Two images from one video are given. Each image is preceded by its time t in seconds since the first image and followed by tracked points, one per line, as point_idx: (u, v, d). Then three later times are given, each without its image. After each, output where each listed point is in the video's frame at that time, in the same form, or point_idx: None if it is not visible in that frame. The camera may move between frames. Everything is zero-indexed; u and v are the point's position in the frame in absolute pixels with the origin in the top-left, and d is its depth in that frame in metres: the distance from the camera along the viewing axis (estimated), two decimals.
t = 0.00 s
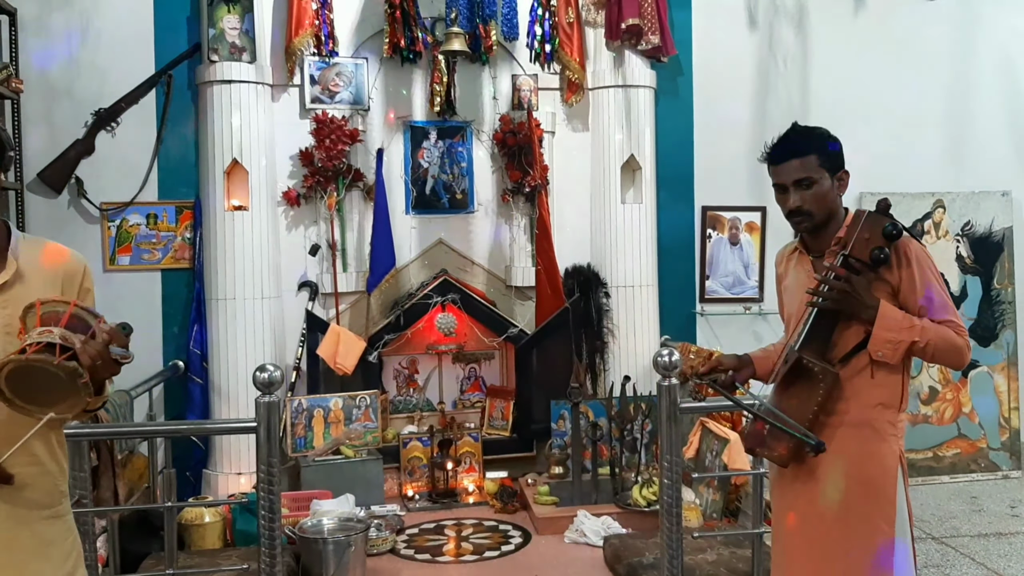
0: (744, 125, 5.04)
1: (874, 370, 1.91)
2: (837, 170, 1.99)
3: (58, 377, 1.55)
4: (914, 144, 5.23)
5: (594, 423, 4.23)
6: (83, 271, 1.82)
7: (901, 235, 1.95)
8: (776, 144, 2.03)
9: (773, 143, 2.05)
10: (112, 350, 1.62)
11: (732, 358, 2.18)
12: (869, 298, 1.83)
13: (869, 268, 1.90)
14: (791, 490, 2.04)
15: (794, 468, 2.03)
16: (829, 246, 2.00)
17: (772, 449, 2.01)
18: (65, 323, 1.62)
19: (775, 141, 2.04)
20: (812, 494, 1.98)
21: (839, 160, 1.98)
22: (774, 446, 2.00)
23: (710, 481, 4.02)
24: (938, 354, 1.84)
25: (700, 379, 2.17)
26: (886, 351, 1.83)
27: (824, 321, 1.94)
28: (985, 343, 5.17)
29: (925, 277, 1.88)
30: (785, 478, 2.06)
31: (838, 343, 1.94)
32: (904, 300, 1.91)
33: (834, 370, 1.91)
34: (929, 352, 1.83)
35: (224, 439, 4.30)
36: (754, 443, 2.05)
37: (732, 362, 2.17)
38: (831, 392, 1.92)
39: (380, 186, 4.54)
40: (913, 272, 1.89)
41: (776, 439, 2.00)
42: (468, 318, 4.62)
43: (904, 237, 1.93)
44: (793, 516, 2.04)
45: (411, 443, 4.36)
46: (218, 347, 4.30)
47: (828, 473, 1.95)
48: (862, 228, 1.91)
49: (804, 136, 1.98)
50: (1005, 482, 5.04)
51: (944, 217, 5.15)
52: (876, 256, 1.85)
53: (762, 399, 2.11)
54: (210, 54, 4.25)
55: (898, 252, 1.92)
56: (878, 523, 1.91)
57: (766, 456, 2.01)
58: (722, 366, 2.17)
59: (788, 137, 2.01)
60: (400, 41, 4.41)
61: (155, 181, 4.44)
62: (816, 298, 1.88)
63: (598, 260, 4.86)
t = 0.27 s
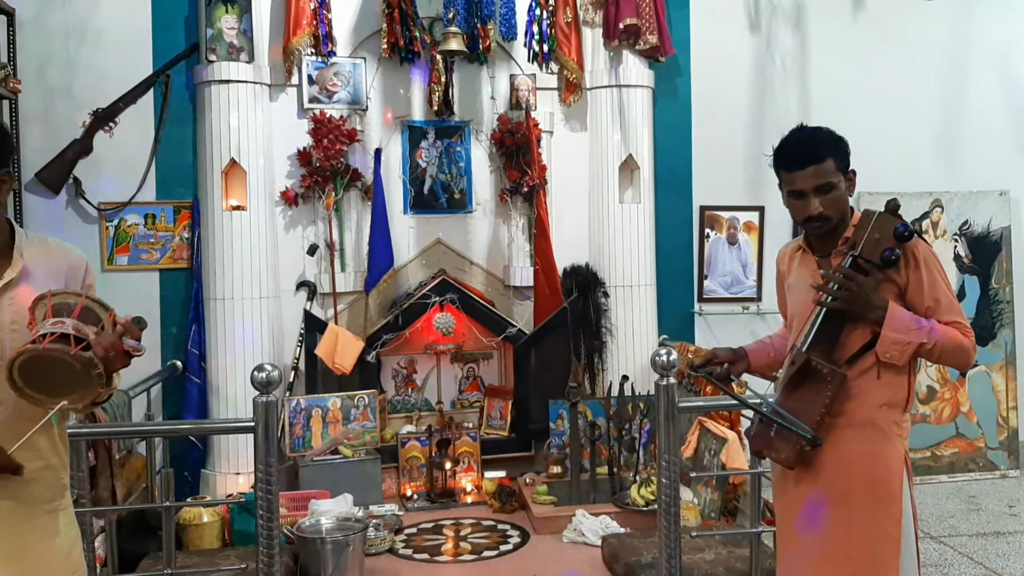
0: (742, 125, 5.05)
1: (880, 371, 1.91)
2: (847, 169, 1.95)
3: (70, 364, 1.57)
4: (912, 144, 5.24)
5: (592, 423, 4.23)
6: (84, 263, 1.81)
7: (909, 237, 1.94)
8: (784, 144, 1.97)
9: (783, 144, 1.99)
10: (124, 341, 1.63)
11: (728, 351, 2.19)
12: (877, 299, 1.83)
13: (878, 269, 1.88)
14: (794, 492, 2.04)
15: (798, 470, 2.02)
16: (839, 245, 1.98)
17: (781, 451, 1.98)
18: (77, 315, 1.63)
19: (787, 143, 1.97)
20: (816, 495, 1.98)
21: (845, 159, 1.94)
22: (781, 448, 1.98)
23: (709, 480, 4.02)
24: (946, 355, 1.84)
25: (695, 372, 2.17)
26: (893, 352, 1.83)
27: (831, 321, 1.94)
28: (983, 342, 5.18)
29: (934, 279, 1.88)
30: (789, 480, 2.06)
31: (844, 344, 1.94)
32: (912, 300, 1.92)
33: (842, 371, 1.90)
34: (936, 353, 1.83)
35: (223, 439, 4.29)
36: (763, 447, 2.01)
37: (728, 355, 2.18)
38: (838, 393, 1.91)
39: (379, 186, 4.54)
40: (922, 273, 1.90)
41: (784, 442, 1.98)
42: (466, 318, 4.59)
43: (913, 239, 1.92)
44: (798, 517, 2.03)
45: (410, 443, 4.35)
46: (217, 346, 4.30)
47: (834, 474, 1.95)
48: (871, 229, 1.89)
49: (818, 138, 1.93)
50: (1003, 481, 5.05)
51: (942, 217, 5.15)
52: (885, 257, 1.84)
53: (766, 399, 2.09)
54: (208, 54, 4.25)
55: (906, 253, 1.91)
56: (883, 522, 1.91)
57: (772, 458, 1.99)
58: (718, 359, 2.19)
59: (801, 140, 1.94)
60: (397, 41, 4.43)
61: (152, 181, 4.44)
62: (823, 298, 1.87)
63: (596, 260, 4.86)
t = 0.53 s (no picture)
0: (741, 123, 5.03)
1: (885, 372, 1.89)
2: (854, 170, 1.93)
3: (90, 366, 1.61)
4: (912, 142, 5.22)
5: (591, 422, 4.21)
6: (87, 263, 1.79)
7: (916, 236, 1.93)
8: (792, 149, 1.94)
9: (790, 148, 1.95)
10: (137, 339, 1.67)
11: (718, 341, 2.29)
12: (884, 300, 1.82)
13: (885, 269, 1.88)
14: (799, 492, 2.02)
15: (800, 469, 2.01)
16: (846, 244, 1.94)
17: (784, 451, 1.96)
18: (89, 315, 1.64)
19: (794, 147, 1.94)
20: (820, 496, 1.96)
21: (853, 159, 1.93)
22: (785, 448, 1.96)
23: (708, 480, 4.01)
24: (951, 356, 1.82)
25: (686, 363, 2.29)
26: (898, 353, 1.80)
27: (836, 321, 1.92)
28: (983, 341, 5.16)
29: (940, 279, 1.86)
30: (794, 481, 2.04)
31: (850, 344, 1.92)
32: (916, 300, 1.89)
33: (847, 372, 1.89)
34: (942, 354, 1.81)
35: (219, 439, 4.27)
36: (767, 448, 2.00)
37: (718, 345, 2.29)
38: (844, 394, 1.90)
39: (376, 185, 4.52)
40: (928, 273, 1.87)
41: (788, 443, 1.96)
42: (465, 317, 4.56)
43: (920, 238, 1.90)
44: (803, 518, 2.01)
45: (408, 443, 4.32)
46: (214, 346, 4.28)
47: (838, 474, 1.93)
48: (879, 229, 1.88)
49: (825, 140, 1.91)
50: (1003, 480, 5.03)
51: (941, 215, 5.14)
52: (894, 257, 1.82)
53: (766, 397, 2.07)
54: (204, 53, 4.23)
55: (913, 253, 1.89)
56: (888, 523, 1.89)
57: (776, 459, 1.97)
58: (708, 349, 2.29)
59: (810, 143, 1.91)
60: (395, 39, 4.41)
61: (149, 180, 4.42)
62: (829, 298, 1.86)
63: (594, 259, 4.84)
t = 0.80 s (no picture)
0: (738, 122, 5.06)
1: (881, 368, 1.93)
2: (850, 169, 1.94)
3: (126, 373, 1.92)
4: (908, 141, 5.25)
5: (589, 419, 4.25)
6: (99, 276, 2.12)
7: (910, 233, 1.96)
8: (789, 149, 1.94)
9: (787, 149, 1.95)
10: (169, 355, 2.01)
11: (703, 344, 2.41)
12: (879, 296, 1.85)
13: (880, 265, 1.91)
14: (795, 489, 2.05)
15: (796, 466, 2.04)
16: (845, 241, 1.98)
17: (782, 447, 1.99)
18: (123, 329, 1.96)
19: (791, 148, 1.94)
20: (816, 493, 1.99)
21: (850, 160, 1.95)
22: (783, 445, 1.99)
23: (705, 476, 4.04)
24: (946, 352, 1.85)
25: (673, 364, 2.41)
26: (895, 349, 1.85)
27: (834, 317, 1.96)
28: (978, 338, 5.20)
29: (934, 276, 1.90)
30: (790, 478, 2.07)
31: (845, 341, 1.95)
32: (912, 297, 1.93)
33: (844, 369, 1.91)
34: (937, 350, 1.84)
35: (220, 437, 4.30)
36: (765, 444, 2.03)
37: (702, 347, 2.41)
38: (841, 390, 1.92)
39: (375, 183, 4.55)
40: (923, 271, 1.91)
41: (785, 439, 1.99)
42: (463, 315, 4.63)
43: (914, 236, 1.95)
44: (799, 514, 2.04)
45: (407, 439, 4.36)
46: (214, 344, 4.31)
47: (833, 467, 1.96)
48: (875, 226, 1.90)
49: (824, 140, 1.91)
50: (998, 477, 5.07)
51: (937, 214, 5.18)
52: (889, 253, 1.86)
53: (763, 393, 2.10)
54: (204, 52, 4.25)
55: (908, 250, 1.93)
56: (883, 518, 1.93)
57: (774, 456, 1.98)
58: (693, 351, 2.42)
59: (807, 144, 1.91)
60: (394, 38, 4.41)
61: (149, 179, 4.45)
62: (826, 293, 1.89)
63: (592, 257, 4.87)
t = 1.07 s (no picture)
0: (738, 120, 5.05)
1: (880, 364, 1.92)
2: (840, 167, 1.95)
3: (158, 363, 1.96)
4: (908, 139, 5.25)
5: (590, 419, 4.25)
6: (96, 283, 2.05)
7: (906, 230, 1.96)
8: (778, 145, 1.96)
9: (776, 146, 1.98)
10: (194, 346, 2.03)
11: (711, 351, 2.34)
12: (876, 292, 1.84)
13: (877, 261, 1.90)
14: (795, 487, 2.04)
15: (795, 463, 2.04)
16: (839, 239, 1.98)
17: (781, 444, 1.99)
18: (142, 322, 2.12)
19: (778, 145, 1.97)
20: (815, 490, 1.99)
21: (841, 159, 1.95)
22: (782, 441, 1.98)
23: (706, 475, 4.04)
24: (943, 348, 1.85)
25: (682, 372, 2.33)
26: (892, 344, 1.84)
27: (831, 314, 1.96)
28: (979, 337, 5.19)
29: (930, 272, 1.90)
30: (789, 476, 2.06)
31: (843, 337, 1.96)
32: (909, 293, 1.92)
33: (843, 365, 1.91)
34: (934, 346, 1.84)
35: (221, 436, 4.30)
36: (765, 441, 2.03)
37: (712, 353, 2.33)
38: (839, 387, 1.92)
39: (375, 182, 4.54)
40: (919, 267, 1.91)
41: (785, 435, 1.98)
42: (464, 315, 4.63)
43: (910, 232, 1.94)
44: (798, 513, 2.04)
45: (408, 439, 4.35)
46: (215, 343, 4.31)
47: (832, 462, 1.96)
48: (872, 221, 1.89)
49: (809, 137, 1.93)
50: (999, 475, 5.06)
51: (937, 212, 5.18)
52: (886, 249, 1.85)
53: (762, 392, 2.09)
54: (204, 52, 4.25)
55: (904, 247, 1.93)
56: (883, 517, 1.93)
57: (774, 453, 1.98)
58: (703, 357, 2.34)
59: (792, 142, 1.93)
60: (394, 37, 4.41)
61: (150, 179, 4.44)
62: (822, 290, 1.89)
63: (593, 256, 4.86)
